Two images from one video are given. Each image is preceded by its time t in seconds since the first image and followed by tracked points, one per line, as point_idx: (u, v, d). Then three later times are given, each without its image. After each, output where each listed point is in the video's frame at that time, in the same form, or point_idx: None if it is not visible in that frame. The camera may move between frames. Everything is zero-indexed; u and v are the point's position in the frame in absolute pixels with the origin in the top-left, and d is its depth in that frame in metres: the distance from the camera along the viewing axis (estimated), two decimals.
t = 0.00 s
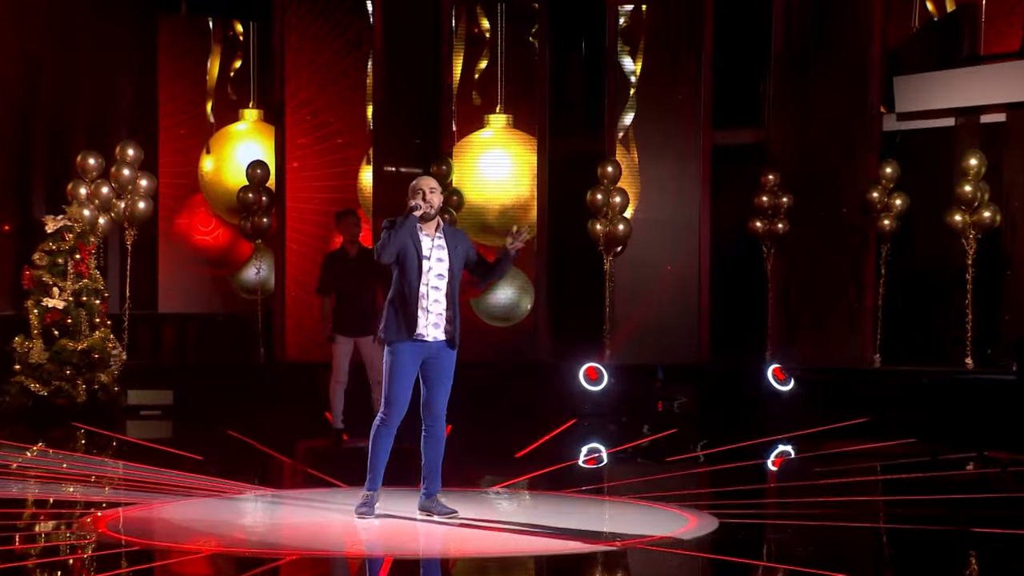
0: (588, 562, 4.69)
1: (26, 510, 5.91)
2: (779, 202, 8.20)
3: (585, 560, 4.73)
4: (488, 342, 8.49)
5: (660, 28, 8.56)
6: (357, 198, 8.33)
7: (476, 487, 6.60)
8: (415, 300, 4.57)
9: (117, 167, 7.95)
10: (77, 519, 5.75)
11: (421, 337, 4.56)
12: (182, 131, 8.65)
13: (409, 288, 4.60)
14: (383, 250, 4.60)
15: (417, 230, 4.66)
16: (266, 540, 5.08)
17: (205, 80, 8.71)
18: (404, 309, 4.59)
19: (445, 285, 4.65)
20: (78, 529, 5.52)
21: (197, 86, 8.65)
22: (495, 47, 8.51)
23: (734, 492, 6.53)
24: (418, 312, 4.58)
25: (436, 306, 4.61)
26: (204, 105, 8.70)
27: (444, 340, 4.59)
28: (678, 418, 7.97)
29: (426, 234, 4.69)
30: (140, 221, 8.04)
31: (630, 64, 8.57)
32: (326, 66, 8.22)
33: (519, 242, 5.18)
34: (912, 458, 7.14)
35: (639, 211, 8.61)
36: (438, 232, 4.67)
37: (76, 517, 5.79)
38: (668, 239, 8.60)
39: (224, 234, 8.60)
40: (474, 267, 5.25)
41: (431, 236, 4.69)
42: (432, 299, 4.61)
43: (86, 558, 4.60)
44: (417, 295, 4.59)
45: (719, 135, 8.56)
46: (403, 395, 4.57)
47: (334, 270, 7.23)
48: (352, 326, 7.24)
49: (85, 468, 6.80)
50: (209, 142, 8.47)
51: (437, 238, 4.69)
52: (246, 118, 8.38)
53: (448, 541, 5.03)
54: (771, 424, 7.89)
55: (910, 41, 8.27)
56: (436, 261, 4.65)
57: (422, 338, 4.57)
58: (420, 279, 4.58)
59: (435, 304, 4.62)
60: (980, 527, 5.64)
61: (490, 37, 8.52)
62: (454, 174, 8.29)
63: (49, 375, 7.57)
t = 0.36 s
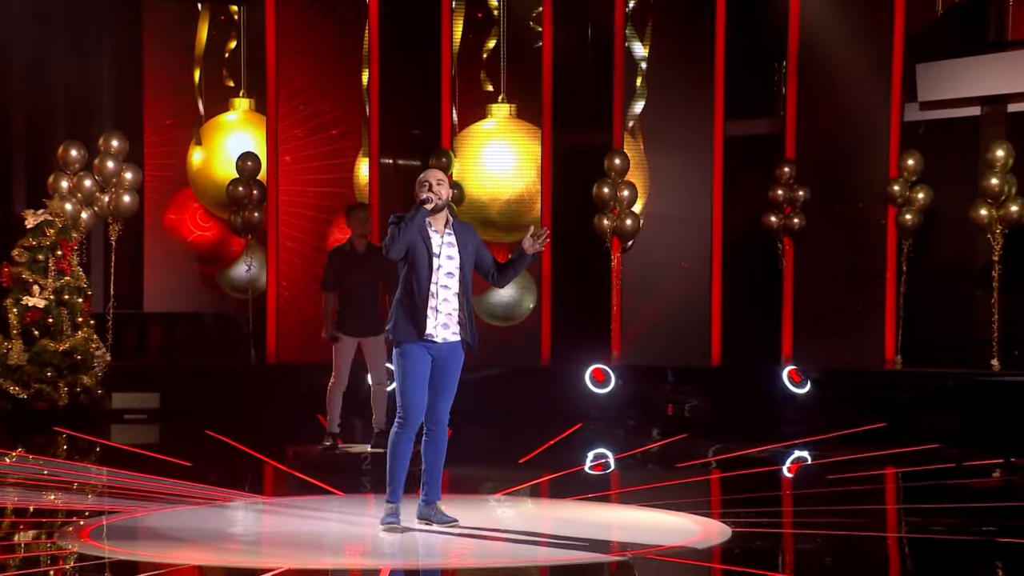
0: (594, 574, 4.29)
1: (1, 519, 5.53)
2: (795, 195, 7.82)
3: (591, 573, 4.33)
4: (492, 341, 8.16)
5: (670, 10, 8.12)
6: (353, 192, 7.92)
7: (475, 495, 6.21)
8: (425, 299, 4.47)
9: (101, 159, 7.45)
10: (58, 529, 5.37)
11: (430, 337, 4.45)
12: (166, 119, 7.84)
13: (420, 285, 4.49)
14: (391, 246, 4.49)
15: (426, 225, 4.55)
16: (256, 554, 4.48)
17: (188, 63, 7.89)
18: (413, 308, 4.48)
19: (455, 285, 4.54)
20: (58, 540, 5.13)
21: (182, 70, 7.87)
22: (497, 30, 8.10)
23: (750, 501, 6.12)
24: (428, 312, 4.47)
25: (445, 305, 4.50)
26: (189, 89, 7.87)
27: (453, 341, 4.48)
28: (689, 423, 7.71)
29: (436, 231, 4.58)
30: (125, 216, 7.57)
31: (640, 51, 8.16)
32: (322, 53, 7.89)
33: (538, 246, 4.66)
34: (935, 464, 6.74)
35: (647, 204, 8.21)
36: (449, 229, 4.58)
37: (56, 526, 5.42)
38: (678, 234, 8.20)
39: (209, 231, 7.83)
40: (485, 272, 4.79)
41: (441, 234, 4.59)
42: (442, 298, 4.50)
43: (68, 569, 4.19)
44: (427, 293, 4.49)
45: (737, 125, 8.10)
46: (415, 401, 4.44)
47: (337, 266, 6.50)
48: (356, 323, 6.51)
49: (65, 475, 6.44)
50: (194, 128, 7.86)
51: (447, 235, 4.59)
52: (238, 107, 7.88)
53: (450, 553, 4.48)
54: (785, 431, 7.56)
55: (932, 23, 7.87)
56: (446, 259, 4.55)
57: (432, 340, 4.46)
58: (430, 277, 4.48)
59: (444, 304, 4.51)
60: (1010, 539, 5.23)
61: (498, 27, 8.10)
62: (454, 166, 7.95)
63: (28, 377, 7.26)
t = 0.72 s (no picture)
0: None
1: None
2: (810, 191, 7.44)
3: None
4: (494, 345, 7.81)
5: None
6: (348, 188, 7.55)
7: (473, 506, 5.84)
8: (425, 301, 4.13)
9: (81, 153, 7.13)
10: (36, 542, 4.97)
11: (431, 342, 4.11)
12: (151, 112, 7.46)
13: (419, 287, 4.16)
14: (390, 248, 4.15)
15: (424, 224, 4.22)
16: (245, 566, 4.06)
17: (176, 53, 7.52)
18: (412, 312, 4.13)
19: (454, 287, 4.21)
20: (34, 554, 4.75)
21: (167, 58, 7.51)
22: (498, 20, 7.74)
23: (764, 513, 5.73)
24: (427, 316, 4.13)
25: (446, 307, 4.16)
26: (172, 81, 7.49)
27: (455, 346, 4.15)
28: (700, 431, 7.36)
29: (432, 230, 4.26)
30: (107, 213, 7.25)
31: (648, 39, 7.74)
32: (315, 42, 7.52)
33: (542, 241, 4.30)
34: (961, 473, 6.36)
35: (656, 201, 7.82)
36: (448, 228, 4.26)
37: (35, 539, 5.03)
38: (686, 231, 7.82)
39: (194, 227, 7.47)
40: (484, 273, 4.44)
41: (439, 234, 4.26)
42: (443, 300, 4.17)
43: None
44: (427, 295, 4.15)
45: (751, 118, 7.69)
46: (417, 409, 4.09)
47: (341, 266, 6.08)
48: (360, 326, 6.06)
49: (43, 485, 6.07)
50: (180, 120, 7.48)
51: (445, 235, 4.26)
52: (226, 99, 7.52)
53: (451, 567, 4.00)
54: (801, 441, 7.18)
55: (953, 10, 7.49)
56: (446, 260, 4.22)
57: (434, 344, 4.11)
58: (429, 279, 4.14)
59: (445, 307, 4.17)
60: None
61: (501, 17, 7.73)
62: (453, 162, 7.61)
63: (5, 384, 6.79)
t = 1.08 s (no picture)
0: None
1: None
2: (828, 187, 7.14)
3: None
4: (496, 348, 7.44)
5: None
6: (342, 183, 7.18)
7: (473, 518, 5.45)
8: (419, 306, 3.74)
9: (60, 147, 6.76)
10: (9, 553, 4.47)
11: (425, 349, 3.75)
12: (139, 104, 7.16)
13: (412, 291, 3.76)
14: (383, 251, 3.75)
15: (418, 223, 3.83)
16: None
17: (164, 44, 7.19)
18: (403, 316, 3.75)
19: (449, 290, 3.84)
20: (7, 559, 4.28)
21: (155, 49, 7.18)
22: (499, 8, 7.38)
23: (781, 525, 5.34)
24: (421, 320, 3.76)
25: (441, 311, 3.79)
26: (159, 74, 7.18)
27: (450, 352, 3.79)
28: (711, 438, 6.97)
29: (425, 228, 3.88)
30: (88, 210, 6.87)
31: (653, 25, 7.44)
32: (307, 31, 7.15)
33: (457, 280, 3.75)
34: (992, 484, 5.98)
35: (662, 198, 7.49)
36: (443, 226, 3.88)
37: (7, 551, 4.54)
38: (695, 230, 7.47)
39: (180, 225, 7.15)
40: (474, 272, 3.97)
41: (432, 233, 3.88)
42: (437, 304, 3.79)
43: None
44: (422, 299, 3.76)
45: (760, 111, 7.41)
46: (409, 418, 3.73)
47: (334, 264, 5.71)
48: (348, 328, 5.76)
49: (21, 497, 5.62)
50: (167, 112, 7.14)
51: (439, 233, 3.89)
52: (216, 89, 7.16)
53: None
54: (817, 448, 6.78)
55: None
56: (440, 261, 3.85)
57: (427, 350, 3.76)
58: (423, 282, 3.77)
59: (440, 311, 3.79)
60: None
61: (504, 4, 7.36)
62: (452, 157, 7.31)
63: None
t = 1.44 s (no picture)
0: None
1: None
2: (847, 184, 6.75)
3: None
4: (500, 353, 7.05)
5: None
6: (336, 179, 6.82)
7: (475, 534, 5.03)
8: (408, 317, 3.25)
9: (39, 142, 6.33)
10: None
11: (415, 361, 3.27)
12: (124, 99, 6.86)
13: (401, 301, 3.27)
14: (374, 266, 3.29)
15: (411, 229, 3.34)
16: None
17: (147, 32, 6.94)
18: (390, 326, 3.27)
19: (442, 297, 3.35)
20: None
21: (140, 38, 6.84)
22: None
23: (799, 535, 4.89)
24: (411, 331, 3.29)
25: (433, 320, 3.32)
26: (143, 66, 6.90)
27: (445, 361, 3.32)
28: (729, 445, 6.53)
29: (418, 231, 3.40)
30: (68, 208, 6.43)
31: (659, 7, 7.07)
32: (299, 22, 6.79)
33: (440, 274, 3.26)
34: None
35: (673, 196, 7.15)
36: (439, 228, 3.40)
37: None
38: (706, 230, 7.14)
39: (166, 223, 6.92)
40: (465, 275, 3.45)
41: (426, 236, 3.40)
42: (428, 313, 3.30)
43: None
44: (411, 309, 3.27)
45: (775, 106, 7.13)
46: (404, 430, 3.26)
47: (311, 261, 5.40)
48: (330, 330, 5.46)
49: None
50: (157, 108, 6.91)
51: (433, 236, 3.41)
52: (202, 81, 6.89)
53: None
54: (835, 454, 6.30)
55: None
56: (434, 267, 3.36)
57: (417, 361, 3.28)
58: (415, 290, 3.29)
59: (432, 320, 3.32)
60: None
61: None
62: (452, 152, 6.97)
63: None
